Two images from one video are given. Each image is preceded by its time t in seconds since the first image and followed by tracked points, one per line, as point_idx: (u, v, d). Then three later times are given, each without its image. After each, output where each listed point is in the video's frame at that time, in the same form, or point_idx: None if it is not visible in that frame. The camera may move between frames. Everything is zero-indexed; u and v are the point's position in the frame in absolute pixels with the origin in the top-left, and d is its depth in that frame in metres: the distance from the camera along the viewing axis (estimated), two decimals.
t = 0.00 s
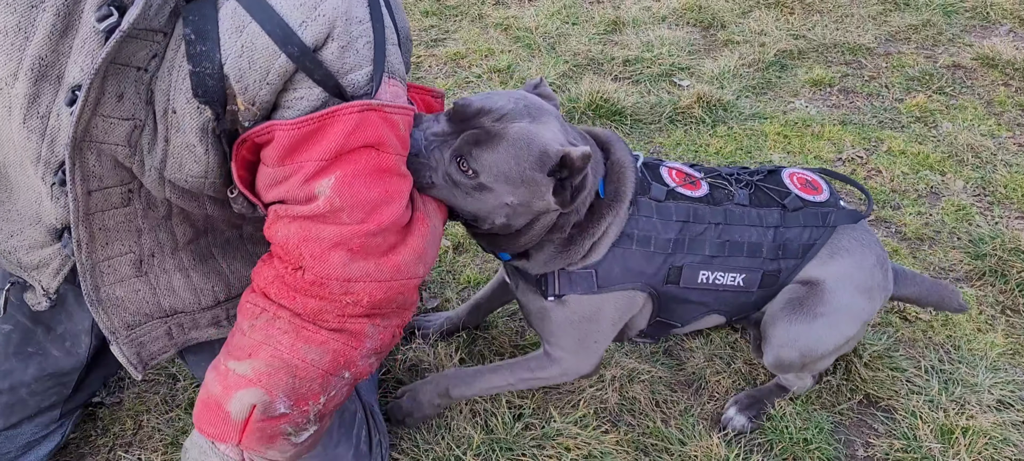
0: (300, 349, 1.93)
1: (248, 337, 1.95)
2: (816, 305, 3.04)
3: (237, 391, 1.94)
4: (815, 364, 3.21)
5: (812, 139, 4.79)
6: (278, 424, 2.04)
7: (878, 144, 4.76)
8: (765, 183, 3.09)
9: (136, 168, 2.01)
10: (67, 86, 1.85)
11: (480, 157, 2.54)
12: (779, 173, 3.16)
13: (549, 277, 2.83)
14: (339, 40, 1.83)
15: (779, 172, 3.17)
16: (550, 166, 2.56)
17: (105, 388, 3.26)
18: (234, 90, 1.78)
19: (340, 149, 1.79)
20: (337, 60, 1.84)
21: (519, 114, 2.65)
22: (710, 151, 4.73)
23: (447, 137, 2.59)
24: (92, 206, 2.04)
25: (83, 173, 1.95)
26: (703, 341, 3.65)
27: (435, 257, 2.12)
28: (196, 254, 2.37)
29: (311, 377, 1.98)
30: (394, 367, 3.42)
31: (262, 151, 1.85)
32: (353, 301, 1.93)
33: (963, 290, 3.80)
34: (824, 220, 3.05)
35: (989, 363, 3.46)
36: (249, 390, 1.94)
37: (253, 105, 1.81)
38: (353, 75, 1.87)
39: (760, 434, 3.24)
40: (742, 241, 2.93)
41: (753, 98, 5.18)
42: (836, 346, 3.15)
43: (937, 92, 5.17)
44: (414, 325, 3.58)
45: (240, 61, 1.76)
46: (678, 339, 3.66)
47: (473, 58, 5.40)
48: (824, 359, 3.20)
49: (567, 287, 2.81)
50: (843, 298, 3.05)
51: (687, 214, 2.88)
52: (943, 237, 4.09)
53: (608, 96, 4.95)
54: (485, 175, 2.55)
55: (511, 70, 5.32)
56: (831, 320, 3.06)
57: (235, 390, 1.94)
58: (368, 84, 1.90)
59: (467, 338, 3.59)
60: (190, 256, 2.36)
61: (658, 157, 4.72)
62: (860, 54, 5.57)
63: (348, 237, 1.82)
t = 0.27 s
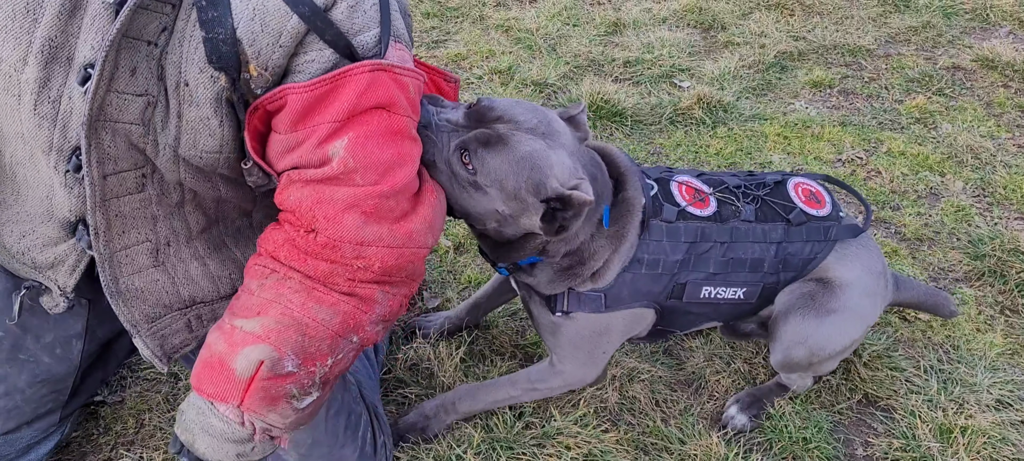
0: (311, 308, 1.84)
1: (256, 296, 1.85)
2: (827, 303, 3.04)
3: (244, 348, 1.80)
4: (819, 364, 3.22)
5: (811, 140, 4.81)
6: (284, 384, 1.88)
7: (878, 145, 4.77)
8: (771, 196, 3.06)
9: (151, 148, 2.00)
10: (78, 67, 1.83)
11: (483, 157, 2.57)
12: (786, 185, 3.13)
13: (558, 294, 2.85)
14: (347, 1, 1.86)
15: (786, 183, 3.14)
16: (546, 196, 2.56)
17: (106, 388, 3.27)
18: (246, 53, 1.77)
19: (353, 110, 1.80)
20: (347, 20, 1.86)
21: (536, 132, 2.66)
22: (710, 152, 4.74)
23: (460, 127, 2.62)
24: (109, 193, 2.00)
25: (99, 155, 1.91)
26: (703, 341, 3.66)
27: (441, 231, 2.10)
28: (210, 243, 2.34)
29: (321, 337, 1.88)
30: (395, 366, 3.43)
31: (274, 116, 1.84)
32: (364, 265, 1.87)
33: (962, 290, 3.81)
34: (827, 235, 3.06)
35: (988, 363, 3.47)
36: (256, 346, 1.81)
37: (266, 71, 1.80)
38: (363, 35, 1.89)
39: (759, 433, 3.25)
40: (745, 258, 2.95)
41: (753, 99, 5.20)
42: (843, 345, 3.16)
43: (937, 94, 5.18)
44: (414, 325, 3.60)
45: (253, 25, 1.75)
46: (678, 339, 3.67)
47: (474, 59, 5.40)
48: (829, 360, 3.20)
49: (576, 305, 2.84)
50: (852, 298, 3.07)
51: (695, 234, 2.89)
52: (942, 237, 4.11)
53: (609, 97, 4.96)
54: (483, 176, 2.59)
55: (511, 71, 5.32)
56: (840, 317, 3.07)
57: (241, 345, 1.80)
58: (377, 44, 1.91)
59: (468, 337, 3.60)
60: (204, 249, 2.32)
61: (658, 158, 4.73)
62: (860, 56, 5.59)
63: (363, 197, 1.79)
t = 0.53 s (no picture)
0: (316, 298, 1.84)
1: (259, 287, 1.85)
2: (824, 302, 3.05)
3: (248, 337, 1.80)
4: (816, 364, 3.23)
5: (811, 140, 4.81)
6: (289, 375, 1.86)
7: (877, 146, 4.78)
8: (768, 205, 3.05)
9: (154, 142, 1.96)
10: (82, 59, 1.80)
11: (479, 154, 2.59)
12: (783, 192, 3.11)
13: (552, 299, 2.86)
14: None
15: (784, 190, 3.12)
16: (535, 200, 2.60)
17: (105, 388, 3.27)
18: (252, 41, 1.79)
19: (357, 99, 1.83)
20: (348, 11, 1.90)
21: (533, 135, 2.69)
22: (710, 153, 4.75)
23: (460, 125, 2.63)
24: (110, 188, 1.94)
25: (102, 147, 1.87)
26: (703, 341, 3.66)
27: (442, 223, 2.12)
28: (212, 239, 2.28)
29: (327, 326, 1.87)
30: (395, 366, 3.43)
31: (278, 107, 1.86)
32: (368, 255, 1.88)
33: (961, 291, 3.82)
34: (822, 243, 3.09)
35: (988, 363, 3.47)
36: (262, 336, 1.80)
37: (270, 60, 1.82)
38: (365, 26, 1.93)
39: (758, 433, 3.26)
40: (740, 266, 2.97)
41: (753, 100, 5.21)
42: (839, 345, 3.17)
43: (936, 95, 5.19)
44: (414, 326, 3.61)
45: (257, 14, 1.77)
46: (678, 339, 3.68)
47: (474, 60, 5.41)
48: (827, 358, 3.21)
49: (570, 311, 2.85)
50: (848, 300, 3.09)
51: (692, 244, 2.89)
52: (942, 237, 4.11)
53: (608, 98, 4.96)
54: (478, 175, 2.61)
55: (511, 72, 5.32)
56: (837, 317, 3.08)
57: (245, 337, 1.80)
58: (378, 36, 1.95)
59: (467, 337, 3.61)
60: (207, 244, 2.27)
61: (658, 159, 4.74)
62: (860, 57, 5.60)
63: (366, 186, 1.81)
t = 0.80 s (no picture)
0: (321, 286, 1.85)
1: (262, 278, 1.86)
2: (813, 299, 3.06)
3: (253, 326, 1.80)
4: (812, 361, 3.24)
5: (810, 143, 4.82)
6: (293, 364, 1.86)
7: (876, 149, 4.79)
8: (755, 212, 3.04)
9: (152, 134, 1.96)
10: (83, 48, 1.78)
11: (469, 147, 2.62)
12: (771, 198, 3.10)
13: (535, 298, 2.90)
14: None
15: (772, 196, 3.12)
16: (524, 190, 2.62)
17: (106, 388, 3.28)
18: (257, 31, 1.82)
19: (359, 91, 1.88)
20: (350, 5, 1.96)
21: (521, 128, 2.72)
22: (709, 156, 4.76)
23: (448, 121, 2.68)
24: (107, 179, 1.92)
25: (101, 137, 1.85)
26: (702, 342, 3.68)
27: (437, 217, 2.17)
28: (205, 240, 2.28)
29: (331, 314, 1.89)
30: (395, 367, 3.45)
31: (279, 99, 1.89)
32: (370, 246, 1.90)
33: (960, 293, 3.83)
34: (808, 249, 3.08)
35: (986, 364, 3.48)
36: (267, 324, 1.80)
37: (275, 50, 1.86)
38: (366, 21, 1.99)
39: (757, 434, 3.27)
40: (725, 271, 2.96)
41: (752, 103, 5.23)
42: (833, 341, 3.17)
43: (935, 98, 5.21)
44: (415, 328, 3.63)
45: (263, 4, 1.82)
46: (677, 341, 3.69)
47: (475, 63, 5.43)
48: (824, 355, 3.21)
49: (551, 310, 2.88)
50: (839, 296, 3.08)
51: (677, 247, 2.89)
52: (940, 240, 4.13)
53: (608, 101, 4.97)
54: (468, 167, 2.62)
55: (512, 75, 5.34)
56: (828, 314, 3.08)
57: (250, 326, 1.80)
58: (378, 31, 2.02)
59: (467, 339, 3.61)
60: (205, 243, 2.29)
61: (658, 162, 4.76)
62: (859, 60, 5.62)
63: (369, 176, 1.85)
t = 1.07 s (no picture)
0: (319, 282, 1.86)
1: (260, 273, 1.86)
2: (811, 301, 3.07)
3: (251, 320, 1.80)
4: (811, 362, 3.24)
5: (810, 145, 4.83)
6: (291, 358, 1.87)
7: (875, 151, 4.80)
8: (749, 209, 3.05)
9: (151, 131, 1.97)
10: (80, 45, 1.79)
11: (466, 144, 2.63)
12: (765, 197, 3.11)
13: (529, 293, 2.89)
14: None
15: (765, 195, 3.13)
16: (523, 185, 2.64)
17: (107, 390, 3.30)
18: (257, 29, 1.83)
19: (358, 88, 1.89)
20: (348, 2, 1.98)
21: (515, 125, 2.74)
22: (709, 158, 4.77)
23: (443, 118, 2.69)
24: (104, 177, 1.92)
25: (99, 133, 1.86)
26: (701, 344, 3.68)
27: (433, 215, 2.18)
28: (203, 240, 2.29)
29: (330, 310, 1.90)
30: (395, 368, 3.45)
31: (279, 95, 1.90)
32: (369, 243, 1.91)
33: (959, 294, 3.83)
34: (801, 248, 3.08)
35: (985, 366, 3.49)
36: (265, 318, 1.81)
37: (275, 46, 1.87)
38: (365, 20, 2.01)
39: (756, 435, 3.27)
40: (720, 268, 2.96)
41: (752, 105, 5.23)
42: (832, 342, 3.18)
43: (935, 100, 5.21)
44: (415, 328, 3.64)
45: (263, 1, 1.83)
46: (676, 342, 3.70)
47: (475, 65, 5.44)
48: (823, 356, 3.22)
49: (546, 305, 2.87)
50: (837, 298, 3.09)
51: (670, 243, 2.90)
52: (939, 241, 4.13)
53: (608, 103, 4.98)
54: (466, 164, 2.63)
55: (512, 77, 5.34)
56: (826, 315, 3.08)
57: (248, 320, 1.80)
58: (377, 30, 2.03)
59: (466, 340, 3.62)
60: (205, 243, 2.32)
61: (658, 163, 4.76)
62: (859, 62, 5.63)
63: (368, 173, 1.86)
